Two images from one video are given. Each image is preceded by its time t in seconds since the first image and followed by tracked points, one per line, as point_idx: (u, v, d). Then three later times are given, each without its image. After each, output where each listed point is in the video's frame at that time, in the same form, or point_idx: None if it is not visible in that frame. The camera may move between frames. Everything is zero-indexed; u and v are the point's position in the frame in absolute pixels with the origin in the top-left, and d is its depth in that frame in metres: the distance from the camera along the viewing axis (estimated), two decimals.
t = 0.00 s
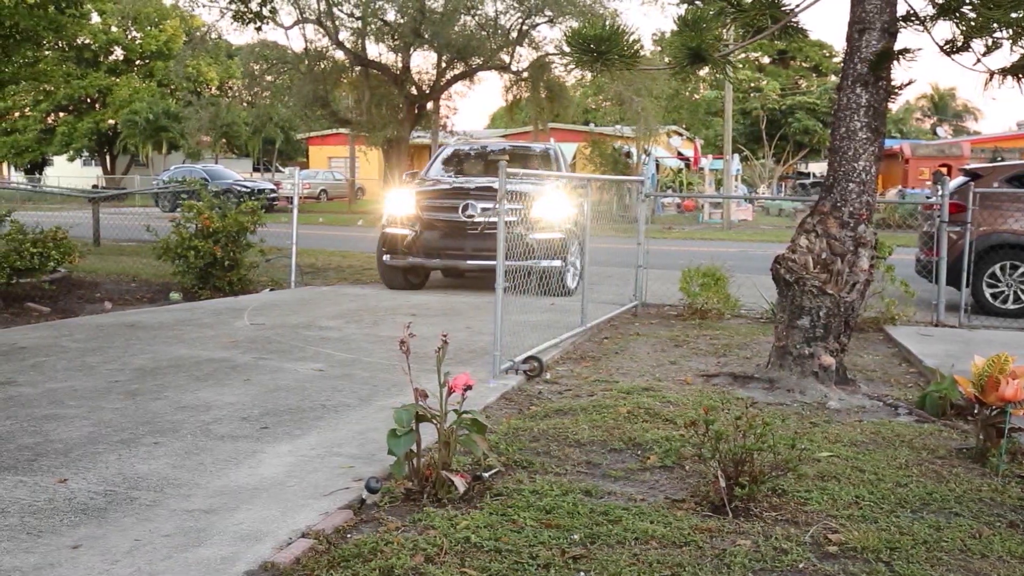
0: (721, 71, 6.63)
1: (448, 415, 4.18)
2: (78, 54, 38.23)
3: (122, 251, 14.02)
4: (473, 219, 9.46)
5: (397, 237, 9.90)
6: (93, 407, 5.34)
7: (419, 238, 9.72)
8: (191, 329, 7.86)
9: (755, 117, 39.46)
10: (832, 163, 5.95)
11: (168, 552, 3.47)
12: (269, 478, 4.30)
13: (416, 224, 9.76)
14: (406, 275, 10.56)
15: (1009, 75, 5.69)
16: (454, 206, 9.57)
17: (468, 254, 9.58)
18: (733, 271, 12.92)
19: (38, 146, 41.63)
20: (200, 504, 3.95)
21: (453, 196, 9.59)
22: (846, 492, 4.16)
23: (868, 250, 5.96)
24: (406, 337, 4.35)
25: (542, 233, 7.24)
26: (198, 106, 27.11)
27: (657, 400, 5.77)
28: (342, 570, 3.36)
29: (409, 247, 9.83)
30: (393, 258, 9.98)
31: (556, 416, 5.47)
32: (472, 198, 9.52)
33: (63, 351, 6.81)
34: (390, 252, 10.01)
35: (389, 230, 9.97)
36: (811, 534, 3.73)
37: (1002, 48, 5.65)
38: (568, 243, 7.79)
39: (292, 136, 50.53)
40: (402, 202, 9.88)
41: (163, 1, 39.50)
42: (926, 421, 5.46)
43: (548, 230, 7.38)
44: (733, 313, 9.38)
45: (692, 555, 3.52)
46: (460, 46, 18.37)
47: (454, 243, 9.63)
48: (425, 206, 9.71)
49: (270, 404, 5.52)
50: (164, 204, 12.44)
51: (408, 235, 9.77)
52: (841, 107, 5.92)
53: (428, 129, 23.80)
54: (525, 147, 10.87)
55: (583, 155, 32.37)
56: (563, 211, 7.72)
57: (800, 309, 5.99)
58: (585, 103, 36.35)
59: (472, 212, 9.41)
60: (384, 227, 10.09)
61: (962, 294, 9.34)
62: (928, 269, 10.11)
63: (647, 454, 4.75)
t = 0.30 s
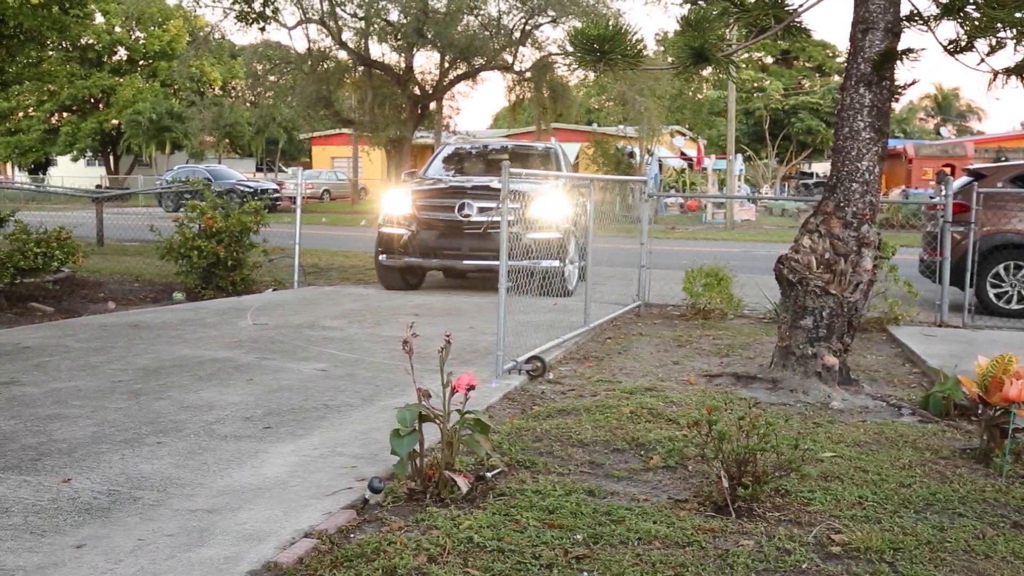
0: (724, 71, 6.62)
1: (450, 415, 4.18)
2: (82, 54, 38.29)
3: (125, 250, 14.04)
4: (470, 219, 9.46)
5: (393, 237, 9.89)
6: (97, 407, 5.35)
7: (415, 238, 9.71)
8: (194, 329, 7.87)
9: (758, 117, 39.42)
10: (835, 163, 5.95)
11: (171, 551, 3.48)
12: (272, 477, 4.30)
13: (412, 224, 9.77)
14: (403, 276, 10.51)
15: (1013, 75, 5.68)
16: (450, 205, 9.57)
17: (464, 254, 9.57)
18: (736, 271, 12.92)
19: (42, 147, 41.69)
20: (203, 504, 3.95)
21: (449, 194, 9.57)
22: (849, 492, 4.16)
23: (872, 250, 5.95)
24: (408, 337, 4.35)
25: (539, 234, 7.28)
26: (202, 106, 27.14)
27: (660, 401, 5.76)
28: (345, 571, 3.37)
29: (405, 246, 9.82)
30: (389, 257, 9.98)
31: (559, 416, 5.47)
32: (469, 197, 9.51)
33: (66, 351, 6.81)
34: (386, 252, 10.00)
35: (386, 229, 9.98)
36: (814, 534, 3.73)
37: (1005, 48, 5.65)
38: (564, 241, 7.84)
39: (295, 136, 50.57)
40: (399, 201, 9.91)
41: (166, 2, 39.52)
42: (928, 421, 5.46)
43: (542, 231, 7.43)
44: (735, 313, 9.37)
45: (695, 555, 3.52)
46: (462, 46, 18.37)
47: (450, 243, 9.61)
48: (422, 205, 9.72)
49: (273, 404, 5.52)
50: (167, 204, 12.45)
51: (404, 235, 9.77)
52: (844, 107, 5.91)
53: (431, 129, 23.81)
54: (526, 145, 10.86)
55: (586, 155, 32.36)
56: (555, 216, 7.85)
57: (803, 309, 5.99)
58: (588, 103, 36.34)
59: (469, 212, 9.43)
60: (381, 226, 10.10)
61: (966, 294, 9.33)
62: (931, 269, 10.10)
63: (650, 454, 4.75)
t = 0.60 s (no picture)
0: (727, 71, 6.62)
1: (453, 414, 4.18)
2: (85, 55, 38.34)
3: (128, 250, 14.06)
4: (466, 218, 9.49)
5: (389, 237, 9.88)
6: (99, 407, 5.35)
7: (412, 237, 9.71)
8: (197, 329, 7.88)
9: (761, 118, 39.41)
10: (838, 163, 5.94)
11: (174, 551, 3.48)
12: (274, 477, 4.30)
13: (408, 224, 9.76)
14: (399, 276, 10.46)
15: (1016, 75, 5.68)
16: (447, 205, 9.59)
17: (461, 253, 9.56)
18: (738, 271, 12.92)
19: (45, 147, 41.75)
20: (205, 504, 3.95)
21: (445, 193, 9.58)
22: (852, 493, 4.16)
23: (874, 250, 5.95)
24: (411, 337, 4.35)
25: (551, 235, 7.25)
26: (204, 106, 27.17)
27: (662, 401, 5.76)
28: (347, 571, 3.36)
29: (401, 246, 9.81)
30: (385, 257, 9.95)
31: (561, 416, 5.47)
32: (465, 196, 9.51)
33: (69, 351, 6.82)
34: (381, 251, 9.96)
35: (381, 229, 9.97)
36: (816, 534, 3.73)
37: (1008, 48, 5.64)
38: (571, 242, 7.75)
39: (298, 136, 50.62)
40: (394, 200, 9.91)
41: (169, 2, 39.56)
42: (931, 422, 5.46)
43: (557, 232, 7.39)
44: (738, 313, 9.37)
45: (697, 556, 3.51)
46: (465, 46, 18.37)
47: (447, 242, 9.62)
48: (418, 205, 9.74)
49: (276, 404, 5.53)
50: (170, 204, 12.47)
51: (400, 234, 9.76)
52: (847, 107, 5.91)
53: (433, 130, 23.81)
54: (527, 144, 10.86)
55: (588, 155, 32.38)
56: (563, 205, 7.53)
57: (805, 309, 5.99)
58: (590, 103, 36.36)
59: (466, 211, 9.46)
60: (376, 226, 10.07)
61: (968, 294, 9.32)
62: (934, 269, 10.09)
63: (652, 454, 4.75)
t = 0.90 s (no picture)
0: (729, 71, 6.62)
1: (455, 414, 4.18)
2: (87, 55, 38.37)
3: (130, 250, 14.08)
4: (463, 218, 9.47)
5: (385, 236, 9.88)
6: (102, 406, 5.36)
7: (408, 237, 9.72)
8: (199, 329, 7.88)
9: (763, 117, 39.40)
10: (841, 163, 5.94)
11: (176, 551, 3.48)
12: (277, 477, 4.31)
13: (405, 223, 9.76)
14: (397, 277, 10.43)
15: (1019, 74, 5.67)
16: (444, 204, 9.58)
17: (457, 254, 9.55)
18: (740, 270, 12.91)
19: (47, 147, 41.82)
20: (208, 504, 3.95)
21: (442, 193, 9.57)
22: (854, 493, 4.15)
23: (877, 250, 5.94)
24: (413, 337, 4.35)
25: (551, 235, 7.23)
26: (206, 106, 27.19)
27: (664, 401, 5.76)
28: (349, 570, 3.37)
29: (398, 246, 9.81)
30: (382, 257, 9.95)
31: (563, 416, 5.47)
32: (462, 196, 9.48)
33: (71, 351, 6.83)
34: (378, 251, 9.95)
35: (377, 229, 9.95)
36: (819, 535, 3.73)
37: (1011, 48, 5.63)
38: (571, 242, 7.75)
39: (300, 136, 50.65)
40: (391, 199, 9.90)
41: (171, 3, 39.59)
42: (934, 422, 5.45)
43: (557, 231, 7.38)
44: (740, 313, 9.36)
45: (699, 556, 3.51)
46: (467, 47, 18.37)
47: (443, 242, 9.61)
48: (414, 205, 9.73)
49: (278, 404, 5.53)
50: (172, 204, 12.48)
51: (396, 234, 9.76)
52: (849, 107, 5.91)
53: (435, 130, 23.81)
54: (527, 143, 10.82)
55: (590, 155, 32.38)
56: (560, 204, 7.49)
57: (808, 309, 5.98)
58: (592, 103, 36.34)
59: (462, 210, 9.44)
60: (373, 225, 10.06)
61: (971, 294, 9.31)
62: (937, 269, 10.08)
63: (654, 454, 4.75)
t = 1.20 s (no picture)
0: (735, 71, 6.61)
1: (461, 415, 4.18)
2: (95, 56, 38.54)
3: (138, 251, 14.13)
4: (463, 218, 9.46)
5: (385, 236, 9.87)
6: (109, 406, 5.38)
7: (407, 237, 9.70)
8: (206, 329, 7.90)
9: (769, 118, 39.34)
10: (848, 164, 5.92)
11: (183, 551, 3.49)
12: (283, 477, 4.32)
13: (405, 223, 9.75)
14: (397, 279, 10.38)
15: None
16: (444, 204, 9.57)
17: (456, 254, 9.53)
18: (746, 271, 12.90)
19: (55, 148, 42.02)
20: (214, 504, 3.96)
21: (443, 193, 9.56)
22: (861, 495, 4.14)
23: (884, 251, 5.93)
24: (419, 337, 4.35)
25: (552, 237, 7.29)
26: (213, 107, 27.28)
27: (670, 402, 5.75)
28: (355, 570, 3.37)
29: (397, 246, 9.79)
30: (381, 258, 9.93)
31: (570, 416, 5.47)
32: (463, 196, 9.47)
33: (79, 351, 6.85)
34: (377, 251, 9.93)
35: (377, 229, 9.94)
36: (825, 536, 3.72)
37: (1018, 48, 5.61)
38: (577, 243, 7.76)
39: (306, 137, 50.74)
40: (391, 200, 9.91)
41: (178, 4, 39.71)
42: (941, 424, 5.44)
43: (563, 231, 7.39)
44: (747, 314, 9.34)
45: (705, 557, 3.51)
46: (473, 47, 18.35)
47: (443, 243, 9.60)
48: (414, 205, 9.72)
49: (284, 404, 5.54)
50: (179, 205, 12.52)
51: (396, 234, 9.75)
52: (856, 108, 5.89)
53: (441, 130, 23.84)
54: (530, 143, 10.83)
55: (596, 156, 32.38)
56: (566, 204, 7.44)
57: (814, 310, 5.97)
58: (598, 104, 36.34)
59: (462, 211, 9.43)
60: (372, 225, 10.05)
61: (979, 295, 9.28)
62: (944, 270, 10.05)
63: (661, 455, 4.75)
